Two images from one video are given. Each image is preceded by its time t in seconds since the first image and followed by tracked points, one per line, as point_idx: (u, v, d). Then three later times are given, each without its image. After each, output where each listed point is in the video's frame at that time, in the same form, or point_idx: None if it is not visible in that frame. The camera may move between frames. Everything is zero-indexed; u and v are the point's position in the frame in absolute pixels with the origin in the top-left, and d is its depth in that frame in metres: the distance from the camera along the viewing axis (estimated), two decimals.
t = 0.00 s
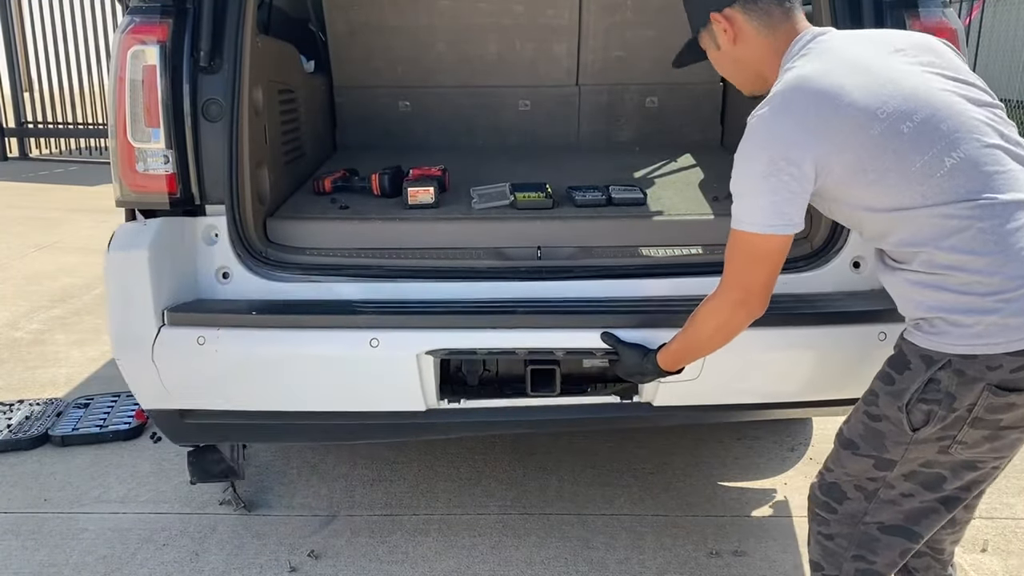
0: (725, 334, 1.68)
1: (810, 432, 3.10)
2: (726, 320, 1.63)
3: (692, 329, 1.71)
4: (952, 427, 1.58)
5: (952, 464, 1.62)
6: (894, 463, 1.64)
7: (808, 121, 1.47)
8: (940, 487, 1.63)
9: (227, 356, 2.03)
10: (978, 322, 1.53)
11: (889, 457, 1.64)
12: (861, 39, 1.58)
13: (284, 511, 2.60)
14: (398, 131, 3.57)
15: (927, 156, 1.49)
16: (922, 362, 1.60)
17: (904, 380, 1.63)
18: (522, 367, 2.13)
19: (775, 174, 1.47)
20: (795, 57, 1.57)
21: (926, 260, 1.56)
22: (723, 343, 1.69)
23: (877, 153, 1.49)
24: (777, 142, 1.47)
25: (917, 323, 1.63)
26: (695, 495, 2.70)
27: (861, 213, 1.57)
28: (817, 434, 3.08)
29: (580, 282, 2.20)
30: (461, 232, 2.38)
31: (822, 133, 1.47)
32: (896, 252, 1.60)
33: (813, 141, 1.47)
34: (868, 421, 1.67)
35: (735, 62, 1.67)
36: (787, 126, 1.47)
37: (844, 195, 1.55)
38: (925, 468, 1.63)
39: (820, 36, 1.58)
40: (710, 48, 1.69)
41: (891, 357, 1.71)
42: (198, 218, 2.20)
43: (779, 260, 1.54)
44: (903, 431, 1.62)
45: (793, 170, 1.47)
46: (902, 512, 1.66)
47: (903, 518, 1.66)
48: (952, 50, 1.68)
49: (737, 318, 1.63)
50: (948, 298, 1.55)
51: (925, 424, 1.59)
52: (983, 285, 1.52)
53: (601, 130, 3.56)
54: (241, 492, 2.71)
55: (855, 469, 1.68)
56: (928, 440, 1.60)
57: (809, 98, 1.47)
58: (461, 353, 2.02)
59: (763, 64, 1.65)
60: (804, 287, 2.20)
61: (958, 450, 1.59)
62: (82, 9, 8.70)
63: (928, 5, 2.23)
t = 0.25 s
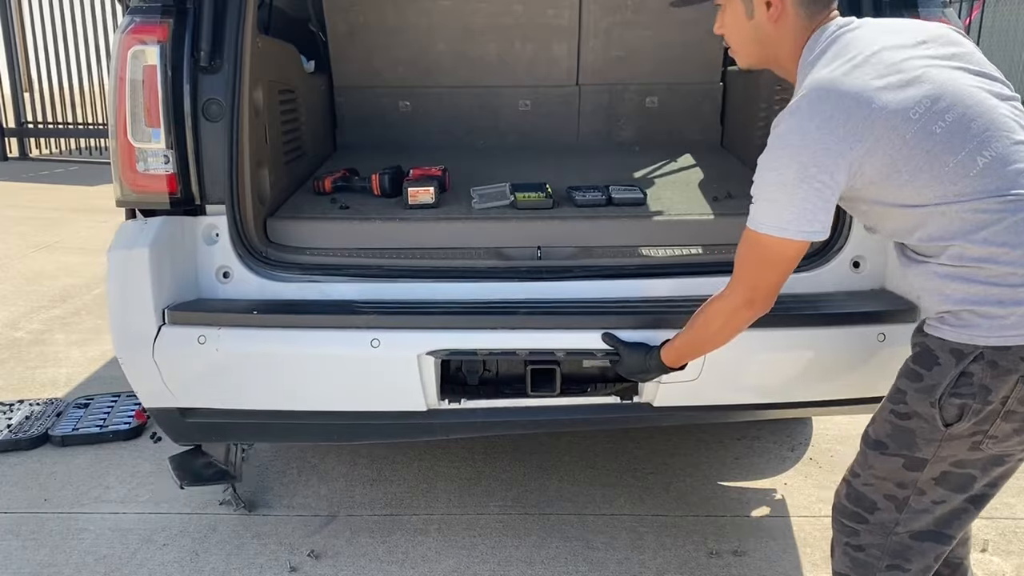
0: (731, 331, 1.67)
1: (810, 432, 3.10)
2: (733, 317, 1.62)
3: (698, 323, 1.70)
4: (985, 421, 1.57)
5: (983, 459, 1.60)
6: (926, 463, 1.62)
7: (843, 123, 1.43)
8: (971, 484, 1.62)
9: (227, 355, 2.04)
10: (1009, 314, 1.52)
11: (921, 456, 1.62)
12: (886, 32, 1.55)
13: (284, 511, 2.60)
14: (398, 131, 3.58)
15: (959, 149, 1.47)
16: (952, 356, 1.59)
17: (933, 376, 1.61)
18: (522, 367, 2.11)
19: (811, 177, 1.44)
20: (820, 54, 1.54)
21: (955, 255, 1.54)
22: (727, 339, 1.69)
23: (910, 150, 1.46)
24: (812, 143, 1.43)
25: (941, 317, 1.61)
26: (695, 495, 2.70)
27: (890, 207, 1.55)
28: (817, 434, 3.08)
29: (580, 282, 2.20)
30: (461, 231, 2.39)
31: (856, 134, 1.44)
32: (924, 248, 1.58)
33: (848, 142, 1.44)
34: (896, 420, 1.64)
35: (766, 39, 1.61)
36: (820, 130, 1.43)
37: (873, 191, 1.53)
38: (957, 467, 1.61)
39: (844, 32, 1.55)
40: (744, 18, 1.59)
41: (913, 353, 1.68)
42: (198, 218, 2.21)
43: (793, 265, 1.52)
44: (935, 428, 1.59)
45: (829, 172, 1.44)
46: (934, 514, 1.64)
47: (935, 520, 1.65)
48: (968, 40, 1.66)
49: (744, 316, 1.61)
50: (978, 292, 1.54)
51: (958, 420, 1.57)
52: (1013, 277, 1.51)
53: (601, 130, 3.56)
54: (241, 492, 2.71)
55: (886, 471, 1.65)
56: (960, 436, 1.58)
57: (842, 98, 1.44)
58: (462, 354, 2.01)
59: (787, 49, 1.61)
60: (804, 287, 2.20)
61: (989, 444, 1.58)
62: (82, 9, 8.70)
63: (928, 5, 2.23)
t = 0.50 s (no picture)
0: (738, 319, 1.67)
1: (810, 432, 3.10)
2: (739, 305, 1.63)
3: (705, 313, 1.69)
4: (989, 414, 1.55)
5: (984, 452, 1.60)
6: (927, 452, 1.61)
7: (865, 121, 1.42)
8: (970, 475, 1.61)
9: (227, 355, 2.03)
10: (1018, 311, 1.51)
11: (922, 445, 1.61)
12: (911, 25, 1.53)
13: (284, 511, 2.60)
14: (398, 131, 3.58)
15: (980, 148, 1.46)
16: (958, 348, 1.58)
17: (938, 366, 1.60)
18: (522, 366, 2.11)
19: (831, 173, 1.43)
20: (843, 47, 1.52)
21: (969, 251, 1.53)
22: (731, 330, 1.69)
23: (930, 147, 1.45)
24: (834, 141, 1.42)
25: (952, 311, 1.61)
26: (695, 495, 2.70)
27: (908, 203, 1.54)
28: (817, 434, 3.08)
29: (580, 282, 2.20)
30: (461, 232, 2.39)
31: (879, 132, 1.42)
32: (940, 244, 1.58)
33: (871, 140, 1.42)
34: (900, 408, 1.63)
35: (795, 32, 1.60)
36: (844, 127, 1.42)
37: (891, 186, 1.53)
38: (958, 457, 1.60)
39: (869, 23, 1.53)
40: (772, 8, 1.59)
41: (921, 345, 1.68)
42: (198, 218, 2.21)
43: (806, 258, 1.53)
44: (939, 418, 1.59)
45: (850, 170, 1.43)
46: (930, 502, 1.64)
47: (930, 507, 1.64)
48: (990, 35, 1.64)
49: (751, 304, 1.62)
50: (987, 288, 1.53)
51: (962, 411, 1.56)
52: None
53: (601, 130, 3.56)
54: (241, 492, 2.71)
55: (887, 458, 1.65)
56: (963, 427, 1.57)
57: (865, 95, 1.43)
58: (462, 354, 2.01)
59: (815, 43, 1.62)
60: (804, 287, 2.20)
61: (991, 437, 1.57)
62: (82, 10, 8.70)
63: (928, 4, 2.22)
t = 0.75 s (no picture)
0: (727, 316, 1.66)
1: (811, 432, 3.10)
2: (726, 302, 1.62)
3: (697, 312, 1.68)
4: (963, 412, 1.59)
5: (957, 449, 1.64)
6: (903, 456, 1.64)
7: (844, 119, 1.41)
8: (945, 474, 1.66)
9: (227, 355, 2.03)
10: (981, 306, 1.54)
11: (899, 449, 1.64)
12: (884, 16, 1.51)
13: (284, 511, 2.60)
14: (398, 131, 3.58)
15: (954, 144, 1.47)
16: (927, 348, 1.60)
17: (907, 368, 1.63)
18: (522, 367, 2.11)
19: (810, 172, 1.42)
20: (816, 36, 1.49)
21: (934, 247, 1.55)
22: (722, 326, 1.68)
23: (902, 145, 1.46)
24: (813, 139, 1.41)
25: (912, 306, 1.63)
26: (695, 495, 2.70)
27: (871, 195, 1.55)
28: (817, 434, 3.08)
29: (580, 282, 2.20)
30: (461, 232, 2.38)
31: (859, 129, 1.42)
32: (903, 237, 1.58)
33: (848, 138, 1.42)
34: (874, 414, 1.66)
35: (764, 20, 1.57)
36: (825, 125, 1.41)
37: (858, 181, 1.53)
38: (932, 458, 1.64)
39: (841, 12, 1.50)
40: None
41: (887, 345, 1.70)
42: (198, 218, 2.21)
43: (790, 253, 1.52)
44: (914, 421, 1.62)
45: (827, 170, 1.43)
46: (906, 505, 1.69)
47: (907, 511, 1.69)
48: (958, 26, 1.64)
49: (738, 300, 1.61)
50: (952, 284, 1.55)
51: (937, 411, 1.60)
52: (987, 270, 1.53)
53: (601, 130, 3.56)
54: (241, 492, 2.71)
55: (864, 467, 1.68)
56: (938, 427, 1.61)
57: (844, 92, 1.41)
58: (462, 354, 2.01)
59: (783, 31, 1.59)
60: (803, 288, 2.20)
61: (964, 434, 1.61)
62: (82, 10, 8.71)
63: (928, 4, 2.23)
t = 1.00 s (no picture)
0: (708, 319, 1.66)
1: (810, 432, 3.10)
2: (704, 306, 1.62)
3: (678, 313, 1.68)
4: (872, 430, 1.58)
5: (866, 466, 1.63)
6: (811, 468, 1.64)
7: (785, 125, 1.41)
8: (852, 488, 1.65)
9: (227, 355, 2.03)
10: (904, 323, 1.53)
11: (806, 461, 1.64)
12: (827, 27, 1.52)
13: (284, 511, 2.60)
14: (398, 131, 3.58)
15: (892, 157, 1.47)
16: (845, 361, 1.60)
17: (826, 380, 1.62)
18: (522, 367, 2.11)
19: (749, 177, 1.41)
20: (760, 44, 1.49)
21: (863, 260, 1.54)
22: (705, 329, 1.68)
23: (838, 156, 1.45)
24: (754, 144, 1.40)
25: (838, 320, 1.62)
26: (695, 495, 2.70)
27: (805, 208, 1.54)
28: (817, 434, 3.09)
29: (580, 282, 2.20)
30: (461, 232, 2.38)
31: (798, 137, 1.41)
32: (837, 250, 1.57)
33: (788, 145, 1.41)
34: (787, 424, 1.66)
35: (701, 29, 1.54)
36: (766, 130, 1.40)
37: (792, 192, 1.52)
38: (840, 472, 1.64)
39: (787, 21, 1.51)
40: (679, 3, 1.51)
41: (811, 356, 1.70)
42: (198, 218, 2.21)
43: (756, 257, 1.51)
44: (823, 434, 1.62)
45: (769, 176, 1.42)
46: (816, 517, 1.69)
47: (816, 523, 1.69)
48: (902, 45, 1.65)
49: (717, 303, 1.61)
50: (878, 298, 1.54)
51: (845, 427, 1.59)
52: (910, 286, 1.52)
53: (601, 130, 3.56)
54: (241, 492, 2.71)
55: (774, 477, 1.67)
56: (846, 442, 1.61)
57: (784, 98, 1.41)
58: (461, 354, 2.02)
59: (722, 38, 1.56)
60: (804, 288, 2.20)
61: (873, 452, 1.61)
62: (82, 9, 8.70)
63: (928, 5, 2.23)
